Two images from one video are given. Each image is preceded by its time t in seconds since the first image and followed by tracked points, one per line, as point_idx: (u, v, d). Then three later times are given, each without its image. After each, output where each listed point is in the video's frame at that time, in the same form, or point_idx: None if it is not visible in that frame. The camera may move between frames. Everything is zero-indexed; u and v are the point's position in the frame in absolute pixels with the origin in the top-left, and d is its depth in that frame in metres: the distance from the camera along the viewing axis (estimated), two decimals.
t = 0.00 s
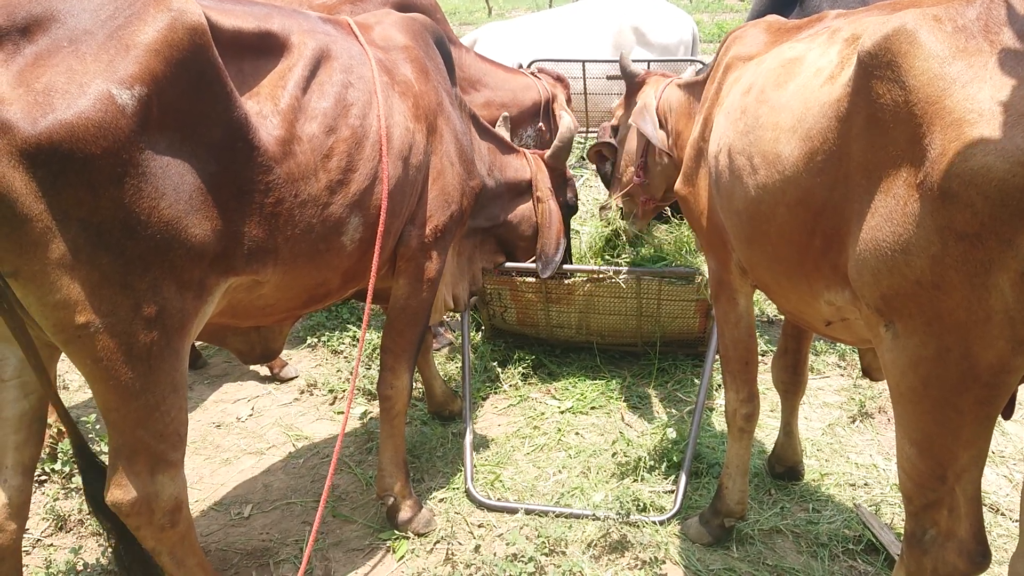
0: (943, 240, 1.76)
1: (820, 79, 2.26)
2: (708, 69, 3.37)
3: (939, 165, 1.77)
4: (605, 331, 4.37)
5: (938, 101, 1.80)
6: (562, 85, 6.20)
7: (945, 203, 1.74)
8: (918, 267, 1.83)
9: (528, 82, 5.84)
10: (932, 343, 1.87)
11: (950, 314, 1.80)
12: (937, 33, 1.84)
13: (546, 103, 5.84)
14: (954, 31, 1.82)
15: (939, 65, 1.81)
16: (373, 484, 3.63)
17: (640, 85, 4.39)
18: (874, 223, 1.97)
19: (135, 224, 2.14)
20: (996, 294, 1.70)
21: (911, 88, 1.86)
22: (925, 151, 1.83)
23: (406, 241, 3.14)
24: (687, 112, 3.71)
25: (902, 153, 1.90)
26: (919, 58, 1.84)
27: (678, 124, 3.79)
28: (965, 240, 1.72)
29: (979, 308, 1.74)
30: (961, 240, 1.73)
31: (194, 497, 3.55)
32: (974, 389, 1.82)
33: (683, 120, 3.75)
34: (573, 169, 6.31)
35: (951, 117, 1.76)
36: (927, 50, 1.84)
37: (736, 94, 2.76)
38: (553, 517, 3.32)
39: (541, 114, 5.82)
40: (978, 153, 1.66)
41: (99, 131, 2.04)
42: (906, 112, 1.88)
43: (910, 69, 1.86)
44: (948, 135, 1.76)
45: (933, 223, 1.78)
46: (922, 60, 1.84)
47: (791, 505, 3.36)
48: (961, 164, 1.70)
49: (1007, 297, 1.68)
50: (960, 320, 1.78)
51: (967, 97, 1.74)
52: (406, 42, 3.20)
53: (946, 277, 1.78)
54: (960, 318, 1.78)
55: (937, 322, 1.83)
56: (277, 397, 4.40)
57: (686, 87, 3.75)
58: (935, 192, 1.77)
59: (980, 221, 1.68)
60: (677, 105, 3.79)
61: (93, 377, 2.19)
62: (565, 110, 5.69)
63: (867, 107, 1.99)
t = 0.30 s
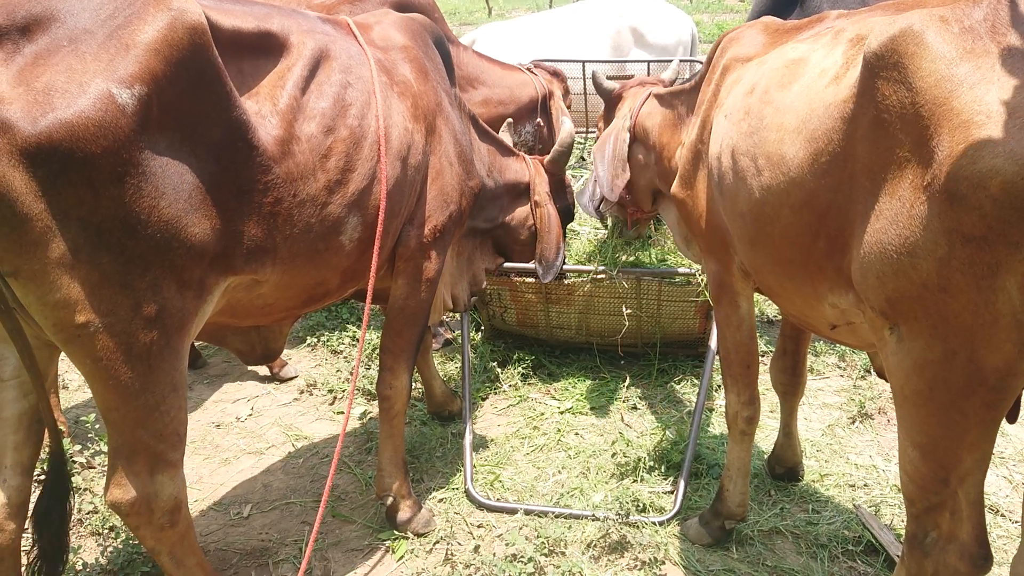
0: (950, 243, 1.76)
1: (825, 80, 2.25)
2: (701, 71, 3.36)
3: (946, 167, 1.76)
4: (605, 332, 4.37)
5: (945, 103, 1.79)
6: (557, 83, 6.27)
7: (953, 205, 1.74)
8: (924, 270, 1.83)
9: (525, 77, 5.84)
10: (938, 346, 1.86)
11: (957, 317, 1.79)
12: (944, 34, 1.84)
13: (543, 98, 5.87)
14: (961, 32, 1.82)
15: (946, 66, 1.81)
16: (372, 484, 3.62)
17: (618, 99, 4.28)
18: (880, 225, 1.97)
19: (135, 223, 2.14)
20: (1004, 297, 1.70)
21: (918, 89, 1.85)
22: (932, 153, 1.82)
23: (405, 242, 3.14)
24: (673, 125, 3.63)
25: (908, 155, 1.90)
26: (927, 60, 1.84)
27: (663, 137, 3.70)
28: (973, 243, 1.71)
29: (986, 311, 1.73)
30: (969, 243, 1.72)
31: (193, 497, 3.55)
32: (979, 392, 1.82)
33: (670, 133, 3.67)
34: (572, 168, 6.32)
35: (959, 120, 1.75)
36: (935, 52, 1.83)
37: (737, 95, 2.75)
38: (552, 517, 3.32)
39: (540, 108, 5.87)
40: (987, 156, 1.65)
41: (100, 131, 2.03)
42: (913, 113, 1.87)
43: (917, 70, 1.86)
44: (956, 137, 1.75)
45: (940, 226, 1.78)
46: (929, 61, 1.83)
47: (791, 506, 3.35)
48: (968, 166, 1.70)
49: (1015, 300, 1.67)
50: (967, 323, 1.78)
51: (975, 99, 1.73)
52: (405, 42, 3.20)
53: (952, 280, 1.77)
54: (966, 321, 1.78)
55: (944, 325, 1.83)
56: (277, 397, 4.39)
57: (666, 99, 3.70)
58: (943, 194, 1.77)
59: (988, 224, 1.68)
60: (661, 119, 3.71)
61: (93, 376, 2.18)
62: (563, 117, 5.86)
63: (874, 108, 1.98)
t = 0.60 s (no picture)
0: (960, 247, 1.75)
1: (831, 83, 2.25)
2: (695, 67, 3.34)
3: (955, 170, 1.76)
4: (605, 332, 4.37)
5: (955, 105, 1.79)
6: (557, 80, 6.25)
7: (962, 209, 1.74)
8: (933, 274, 1.82)
9: (524, 74, 5.85)
10: (945, 350, 1.86)
11: (965, 321, 1.79)
12: (953, 36, 1.84)
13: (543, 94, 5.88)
14: (970, 34, 1.83)
15: (956, 69, 1.81)
16: (372, 484, 3.63)
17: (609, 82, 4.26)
18: (888, 228, 1.97)
19: (136, 223, 2.14)
20: (1013, 301, 1.69)
21: (927, 92, 1.86)
22: (942, 156, 1.82)
23: (405, 241, 3.14)
24: (665, 118, 3.60)
25: (917, 158, 1.90)
26: (936, 62, 1.84)
27: (655, 128, 3.66)
28: (983, 247, 1.71)
29: (994, 315, 1.73)
30: (979, 247, 1.72)
31: (193, 496, 3.55)
32: (986, 396, 1.82)
33: (661, 126, 3.63)
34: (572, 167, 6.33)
35: (969, 123, 1.75)
36: (944, 54, 1.84)
37: (736, 97, 2.75)
38: (552, 517, 3.32)
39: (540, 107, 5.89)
40: (997, 159, 1.65)
41: (102, 130, 2.04)
42: (923, 116, 1.87)
43: (926, 73, 1.86)
44: (966, 141, 1.75)
45: (949, 230, 1.77)
46: (938, 64, 1.84)
47: (790, 506, 3.36)
48: (977, 168, 1.69)
49: None
50: (976, 327, 1.77)
51: (984, 101, 1.73)
52: (406, 42, 3.20)
53: (961, 284, 1.77)
54: (975, 325, 1.77)
55: (952, 329, 1.83)
56: (277, 396, 4.39)
57: (659, 88, 3.66)
58: (952, 198, 1.77)
59: (999, 228, 1.66)
60: (654, 108, 3.67)
61: (94, 376, 2.19)
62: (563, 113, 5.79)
63: (882, 111, 1.98)
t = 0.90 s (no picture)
0: (965, 250, 1.76)
1: (833, 86, 2.26)
2: (692, 65, 3.34)
3: (959, 173, 1.76)
4: (606, 331, 4.38)
5: (958, 108, 1.80)
6: (556, 70, 6.27)
7: (967, 212, 1.74)
8: (937, 277, 1.83)
9: (523, 67, 5.85)
10: (948, 353, 1.87)
11: (969, 324, 1.79)
12: (955, 39, 1.85)
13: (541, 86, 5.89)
14: (971, 36, 1.83)
15: (959, 72, 1.81)
16: (373, 483, 3.63)
17: (612, 64, 4.18)
18: (891, 232, 1.97)
19: (139, 222, 2.14)
20: (1018, 304, 1.70)
21: (930, 95, 1.86)
22: (945, 160, 1.82)
23: (407, 241, 3.15)
24: (660, 111, 3.62)
25: (920, 161, 1.90)
26: (939, 65, 1.84)
27: (650, 120, 3.68)
28: (988, 250, 1.71)
29: (999, 317, 1.73)
30: (984, 250, 1.72)
31: (194, 495, 3.55)
32: (990, 398, 1.83)
33: (655, 119, 3.65)
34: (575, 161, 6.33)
35: (973, 126, 1.75)
36: (947, 57, 1.84)
37: (737, 101, 2.75)
38: (553, 516, 3.33)
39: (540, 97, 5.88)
40: (1002, 162, 1.65)
41: (106, 130, 2.04)
42: (925, 119, 1.88)
43: (929, 76, 1.86)
44: (969, 143, 1.75)
45: (954, 233, 1.78)
46: (940, 67, 1.84)
47: (791, 505, 3.37)
48: (981, 171, 1.70)
49: None
50: (980, 330, 1.78)
51: (987, 104, 1.74)
52: (409, 42, 3.21)
53: (967, 287, 1.77)
54: (978, 327, 1.78)
55: (955, 332, 1.83)
56: (278, 395, 4.40)
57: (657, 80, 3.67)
58: (957, 201, 1.77)
59: (1005, 230, 1.67)
60: (651, 98, 3.68)
61: (97, 375, 2.19)
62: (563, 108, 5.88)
63: (884, 114, 1.99)
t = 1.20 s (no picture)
0: (966, 251, 1.76)
1: (834, 87, 2.26)
2: (691, 65, 3.34)
3: (961, 174, 1.76)
4: (606, 332, 4.38)
5: (960, 109, 1.79)
6: (558, 63, 6.26)
7: (969, 214, 1.74)
8: (938, 278, 1.83)
9: (526, 63, 5.84)
10: (949, 354, 1.87)
11: (970, 325, 1.79)
12: (956, 40, 1.85)
13: (543, 81, 5.87)
14: (972, 37, 1.84)
15: (960, 72, 1.81)
16: (373, 483, 3.63)
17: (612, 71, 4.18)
18: (892, 233, 1.97)
19: (140, 222, 2.14)
20: (1019, 305, 1.70)
21: (931, 96, 1.86)
22: (946, 161, 1.82)
23: (408, 241, 3.15)
24: (660, 116, 3.61)
25: (921, 162, 1.90)
26: (940, 66, 1.84)
27: (649, 125, 3.67)
28: (990, 251, 1.71)
29: (1000, 318, 1.73)
30: (985, 251, 1.72)
31: (194, 495, 3.55)
32: (990, 400, 1.83)
33: (654, 124, 3.65)
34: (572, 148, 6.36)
35: (974, 127, 1.75)
36: (948, 58, 1.84)
37: (736, 101, 2.75)
38: (553, 516, 3.33)
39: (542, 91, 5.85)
40: (1003, 163, 1.65)
41: (106, 130, 2.04)
42: (926, 120, 1.87)
43: (930, 77, 1.86)
44: (971, 145, 1.75)
45: (955, 234, 1.78)
46: (941, 68, 1.84)
47: (791, 506, 3.37)
48: (983, 173, 1.70)
49: None
50: (981, 331, 1.78)
51: (988, 106, 1.74)
52: (409, 42, 3.21)
53: (968, 288, 1.77)
54: (979, 328, 1.78)
55: (956, 333, 1.83)
56: (278, 395, 4.40)
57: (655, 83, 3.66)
58: (958, 203, 1.77)
59: (1006, 231, 1.67)
60: (650, 103, 3.67)
61: (97, 375, 2.19)
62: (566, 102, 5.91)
63: (885, 115, 1.99)
